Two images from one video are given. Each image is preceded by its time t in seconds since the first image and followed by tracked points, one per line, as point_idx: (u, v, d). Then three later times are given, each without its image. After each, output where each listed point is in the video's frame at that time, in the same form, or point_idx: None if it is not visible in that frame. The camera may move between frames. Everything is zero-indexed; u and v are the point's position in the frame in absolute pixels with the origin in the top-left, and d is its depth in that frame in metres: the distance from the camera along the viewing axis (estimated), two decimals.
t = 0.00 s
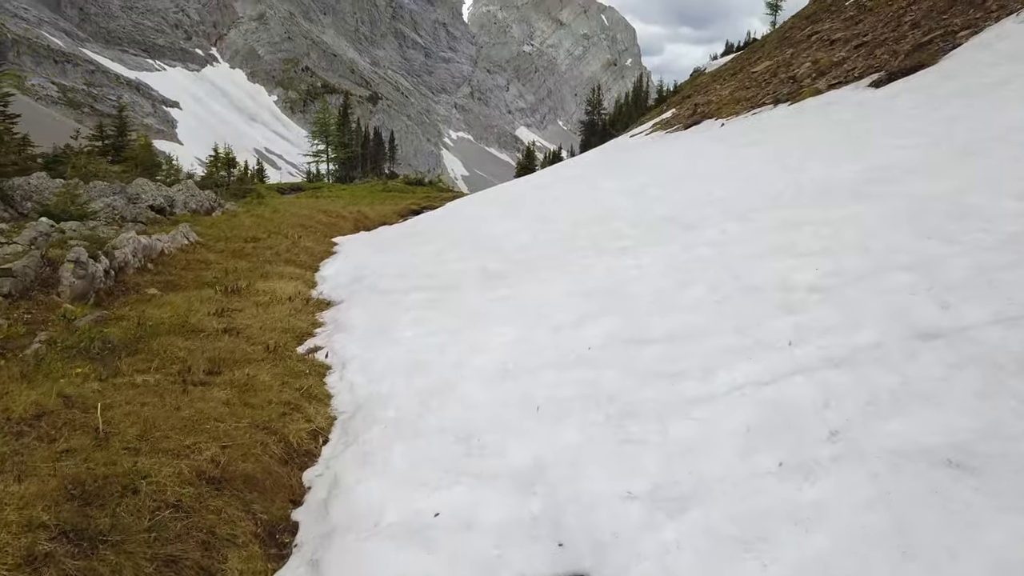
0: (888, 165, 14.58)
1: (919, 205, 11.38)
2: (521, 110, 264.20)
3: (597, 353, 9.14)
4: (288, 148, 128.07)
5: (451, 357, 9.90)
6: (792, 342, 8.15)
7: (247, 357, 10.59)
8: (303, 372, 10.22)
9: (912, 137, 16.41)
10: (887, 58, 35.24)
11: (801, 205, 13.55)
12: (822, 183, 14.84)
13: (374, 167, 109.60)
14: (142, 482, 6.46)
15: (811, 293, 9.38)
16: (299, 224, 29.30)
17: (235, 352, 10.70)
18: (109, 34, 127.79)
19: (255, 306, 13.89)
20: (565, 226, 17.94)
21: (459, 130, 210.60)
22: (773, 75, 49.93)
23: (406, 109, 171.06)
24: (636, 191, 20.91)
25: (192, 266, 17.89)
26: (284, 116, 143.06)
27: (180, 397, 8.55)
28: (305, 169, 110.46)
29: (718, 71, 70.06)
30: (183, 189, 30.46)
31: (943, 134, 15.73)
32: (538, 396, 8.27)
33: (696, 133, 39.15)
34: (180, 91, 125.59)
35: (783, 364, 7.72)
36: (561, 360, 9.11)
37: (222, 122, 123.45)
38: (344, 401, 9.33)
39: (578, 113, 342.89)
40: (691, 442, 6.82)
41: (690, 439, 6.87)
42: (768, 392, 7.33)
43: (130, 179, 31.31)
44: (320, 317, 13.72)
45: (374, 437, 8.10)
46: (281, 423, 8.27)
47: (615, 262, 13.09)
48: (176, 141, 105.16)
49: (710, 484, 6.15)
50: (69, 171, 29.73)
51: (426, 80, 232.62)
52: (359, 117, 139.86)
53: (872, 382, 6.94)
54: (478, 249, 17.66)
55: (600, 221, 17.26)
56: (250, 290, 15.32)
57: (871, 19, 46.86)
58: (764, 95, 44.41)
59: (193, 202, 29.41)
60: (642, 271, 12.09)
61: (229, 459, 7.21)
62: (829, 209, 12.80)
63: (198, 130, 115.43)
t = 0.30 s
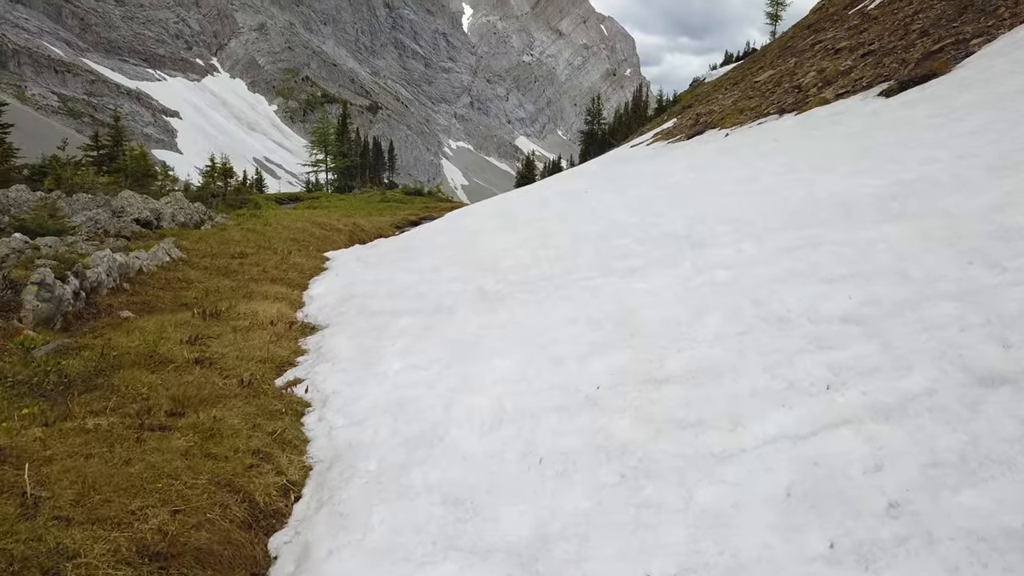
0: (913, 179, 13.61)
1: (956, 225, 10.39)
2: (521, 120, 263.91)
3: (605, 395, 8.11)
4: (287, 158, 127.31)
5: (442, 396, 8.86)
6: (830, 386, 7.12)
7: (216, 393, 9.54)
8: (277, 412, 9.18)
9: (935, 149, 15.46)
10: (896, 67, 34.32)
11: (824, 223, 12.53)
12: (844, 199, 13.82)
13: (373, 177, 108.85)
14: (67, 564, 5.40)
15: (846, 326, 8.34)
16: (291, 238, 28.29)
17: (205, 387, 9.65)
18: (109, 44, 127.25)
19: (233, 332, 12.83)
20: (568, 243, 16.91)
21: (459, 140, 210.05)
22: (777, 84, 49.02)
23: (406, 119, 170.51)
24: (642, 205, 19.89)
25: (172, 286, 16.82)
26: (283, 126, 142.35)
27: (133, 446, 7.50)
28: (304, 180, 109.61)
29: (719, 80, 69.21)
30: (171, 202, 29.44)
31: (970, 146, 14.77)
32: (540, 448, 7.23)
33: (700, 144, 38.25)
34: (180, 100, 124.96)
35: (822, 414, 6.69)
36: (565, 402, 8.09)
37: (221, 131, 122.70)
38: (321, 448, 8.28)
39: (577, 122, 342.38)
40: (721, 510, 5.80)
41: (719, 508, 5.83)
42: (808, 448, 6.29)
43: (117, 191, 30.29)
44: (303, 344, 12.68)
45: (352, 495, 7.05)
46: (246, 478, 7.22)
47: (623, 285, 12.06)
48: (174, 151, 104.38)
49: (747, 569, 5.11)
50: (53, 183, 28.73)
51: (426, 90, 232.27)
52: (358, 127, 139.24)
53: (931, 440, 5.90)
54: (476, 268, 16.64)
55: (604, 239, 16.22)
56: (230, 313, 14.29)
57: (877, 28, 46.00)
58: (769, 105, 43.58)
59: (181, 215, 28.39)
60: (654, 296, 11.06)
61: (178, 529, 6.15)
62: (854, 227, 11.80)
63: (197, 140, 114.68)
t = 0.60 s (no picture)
0: (943, 191, 12.64)
1: (1002, 242, 9.39)
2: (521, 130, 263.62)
3: (620, 440, 7.09)
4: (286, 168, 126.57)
5: (434, 438, 7.85)
6: (883, 436, 6.10)
7: (181, 432, 8.51)
8: (249, 456, 8.15)
9: (963, 159, 14.50)
10: (906, 75, 33.44)
11: (851, 239, 11.54)
12: (869, 212, 12.84)
13: (372, 187, 108.09)
14: None
15: (893, 360, 7.34)
16: (282, 251, 27.30)
17: (169, 426, 8.62)
18: (110, 53, 126.68)
19: (209, 358, 11.81)
20: (571, 258, 15.92)
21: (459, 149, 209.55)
22: (781, 93, 48.17)
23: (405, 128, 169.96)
24: (648, 218, 18.92)
25: (151, 304, 15.81)
26: (282, 135, 141.64)
27: (74, 503, 6.47)
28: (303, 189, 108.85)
29: (721, 89, 68.43)
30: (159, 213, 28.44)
31: (1001, 156, 13.80)
32: (546, 509, 6.20)
33: (705, 153, 37.35)
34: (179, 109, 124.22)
35: (878, 471, 5.67)
36: (574, 449, 7.08)
37: (220, 141, 121.90)
38: (294, 501, 7.25)
39: (577, 131, 342.38)
40: None
41: None
42: (866, 516, 5.27)
43: (103, 202, 29.28)
44: (285, 372, 11.67)
45: (326, 563, 6.02)
46: (202, 543, 6.19)
47: (634, 307, 11.07)
48: (173, 160, 103.59)
49: None
50: (37, 194, 27.73)
51: (426, 100, 231.96)
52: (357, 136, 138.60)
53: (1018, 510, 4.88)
54: (473, 285, 15.65)
55: (610, 254, 15.23)
56: (208, 335, 13.27)
57: (882, 36, 45.18)
58: (774, 114, 42.73)
59: (169, 227, 27.40)
60: (668, 321, 10.06)
61: None
62: (885, 244, 10.80)
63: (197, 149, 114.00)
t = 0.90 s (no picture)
0: (981, 207, 11.68)
1: None
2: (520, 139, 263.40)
3: (642, 503, 6.11)
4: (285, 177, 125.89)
5: (430, 495, 6.86)
6: (961, 507, 5.11)
7: (142, 484, 7.50)
8: (218, 512, 7.13)
9: (997, 172, 13.56)
10: (917, 83, 32.53)
11: (885, 260, 10.57)
12: (901, 229, 11.86)
13: (372, 197, 107.35)
14: None
15: (957, 406, 6.34)
16: (274, 265, 26.34)
17: (128, 475, 7.61)
18: (111, 62, 126.09)
19: (185, 389, 10.82)
20: (577, 277, 14.93)
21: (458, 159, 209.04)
22: (786, 102, 47.30)
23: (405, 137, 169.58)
24: (657, 233, 17.95)
25: (130, 326, 14.82)
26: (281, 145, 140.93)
27: None
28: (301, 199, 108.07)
29: (723, 97, 67.62)
30: (148, 226, 27.50)
31: None
32: None
33: (711, 164, 36.46)
34: (178, 119, 123.56)
35: (962, 555, 4.69)
36: (590, 514, 6.09)
37: (219, 150, 121.19)
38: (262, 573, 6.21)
39: (577, 141, 342.49)
40: None
41: None
42: None
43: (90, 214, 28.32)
44: (268, 405, 10.70)
45: None
46: None
47: (649, 335, 10.09)
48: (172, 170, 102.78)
49: None
50: (22, 206, 26.79)
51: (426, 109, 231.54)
52: (357, 146, 138.00)
53: None
54: (473, 306, 14.66)
55: (619, 273, 14.24)
56: (187, 361, 12.27)
57: (889, 44, 44.33)
58: (779, 124, 41.90)
59: (158, 240, 26.42)
60: (689, 352, 9.07)
61: None
62: (924, 265, 9.85)
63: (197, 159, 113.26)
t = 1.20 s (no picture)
0: None
1: None
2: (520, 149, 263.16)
3: None
4: (284, 187, 125.21)
5: (425, 569, 5.89)
6: None
7: (95, 549, 6.53)
8: None
9: None
10: (929, 92, 31.67)
11: (928, 285, 9.60)
12: (940, 249, 10.90)
13: (372, 208, 106.64)
14: None
15: None
16: (268, 281, 25.41)
17: (79, 539, 6.64)
18: (111, 73, 125.64)
19: (159, 426, 9.86)
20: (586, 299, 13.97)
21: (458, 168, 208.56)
22: (792, 112, 46.49)
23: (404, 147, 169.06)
24: (669, 250, 17.01)
25: (108, 350, 13.88)
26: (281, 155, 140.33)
27: None
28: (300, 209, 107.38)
29: (725, 107, 66.90)
30: (138, 240, 26.60)
31: None
32: None
33: (718, 175, 35.61)
34: (178, 128, 123.04)
35: None
36: None
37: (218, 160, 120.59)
38: None
39: (576, 150, 342.57)
40: None
41: None
42: None
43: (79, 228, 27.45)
44: (251, 444, 9.75)
45: None
46: None
47: (670, 369, 9.12)
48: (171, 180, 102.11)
49: None
50: (8, 220, 25.91)
51: (426, 119, 231.32)
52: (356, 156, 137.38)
53: None
54: (475, 329, 13.70)
55: (631, 295, 13.29)
56: (164, 392, 11.32)
57: (896, 53, 43.53)
58: (786, 134, 41.09)
59: (148, 254, 25.51)
60: (717, 392, 8.10)
61: None
62: (975, 292, 8.86)
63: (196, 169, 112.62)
